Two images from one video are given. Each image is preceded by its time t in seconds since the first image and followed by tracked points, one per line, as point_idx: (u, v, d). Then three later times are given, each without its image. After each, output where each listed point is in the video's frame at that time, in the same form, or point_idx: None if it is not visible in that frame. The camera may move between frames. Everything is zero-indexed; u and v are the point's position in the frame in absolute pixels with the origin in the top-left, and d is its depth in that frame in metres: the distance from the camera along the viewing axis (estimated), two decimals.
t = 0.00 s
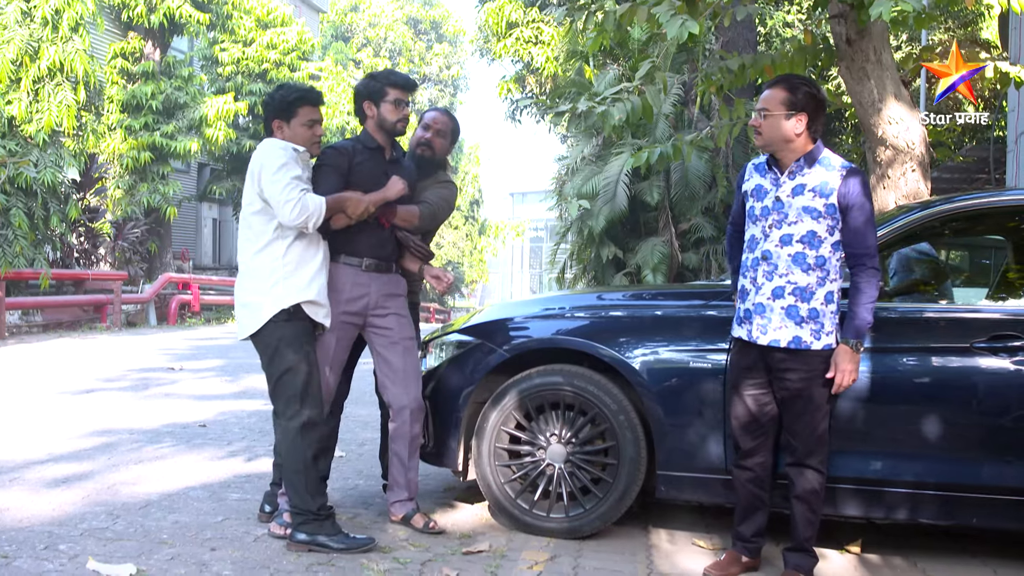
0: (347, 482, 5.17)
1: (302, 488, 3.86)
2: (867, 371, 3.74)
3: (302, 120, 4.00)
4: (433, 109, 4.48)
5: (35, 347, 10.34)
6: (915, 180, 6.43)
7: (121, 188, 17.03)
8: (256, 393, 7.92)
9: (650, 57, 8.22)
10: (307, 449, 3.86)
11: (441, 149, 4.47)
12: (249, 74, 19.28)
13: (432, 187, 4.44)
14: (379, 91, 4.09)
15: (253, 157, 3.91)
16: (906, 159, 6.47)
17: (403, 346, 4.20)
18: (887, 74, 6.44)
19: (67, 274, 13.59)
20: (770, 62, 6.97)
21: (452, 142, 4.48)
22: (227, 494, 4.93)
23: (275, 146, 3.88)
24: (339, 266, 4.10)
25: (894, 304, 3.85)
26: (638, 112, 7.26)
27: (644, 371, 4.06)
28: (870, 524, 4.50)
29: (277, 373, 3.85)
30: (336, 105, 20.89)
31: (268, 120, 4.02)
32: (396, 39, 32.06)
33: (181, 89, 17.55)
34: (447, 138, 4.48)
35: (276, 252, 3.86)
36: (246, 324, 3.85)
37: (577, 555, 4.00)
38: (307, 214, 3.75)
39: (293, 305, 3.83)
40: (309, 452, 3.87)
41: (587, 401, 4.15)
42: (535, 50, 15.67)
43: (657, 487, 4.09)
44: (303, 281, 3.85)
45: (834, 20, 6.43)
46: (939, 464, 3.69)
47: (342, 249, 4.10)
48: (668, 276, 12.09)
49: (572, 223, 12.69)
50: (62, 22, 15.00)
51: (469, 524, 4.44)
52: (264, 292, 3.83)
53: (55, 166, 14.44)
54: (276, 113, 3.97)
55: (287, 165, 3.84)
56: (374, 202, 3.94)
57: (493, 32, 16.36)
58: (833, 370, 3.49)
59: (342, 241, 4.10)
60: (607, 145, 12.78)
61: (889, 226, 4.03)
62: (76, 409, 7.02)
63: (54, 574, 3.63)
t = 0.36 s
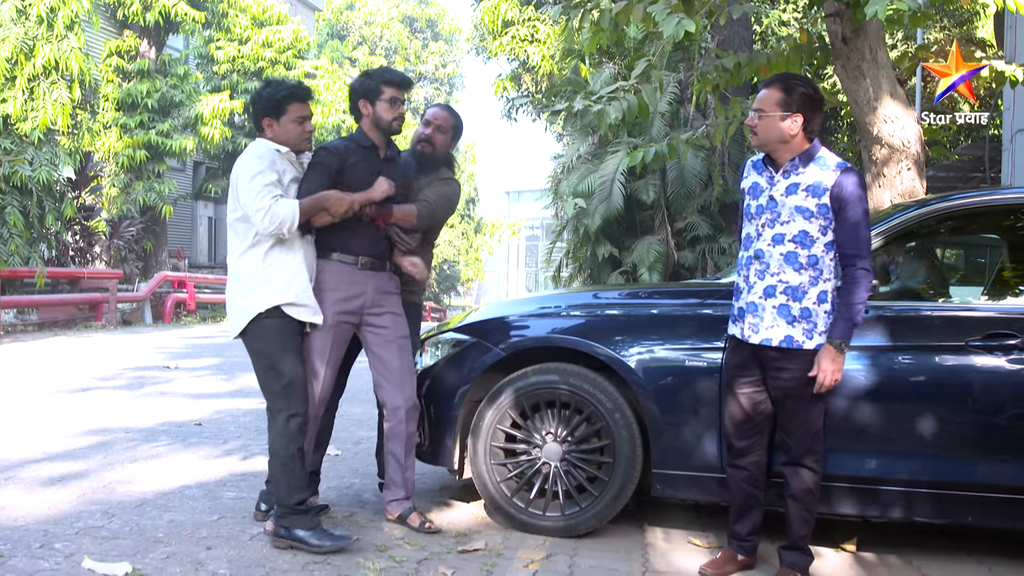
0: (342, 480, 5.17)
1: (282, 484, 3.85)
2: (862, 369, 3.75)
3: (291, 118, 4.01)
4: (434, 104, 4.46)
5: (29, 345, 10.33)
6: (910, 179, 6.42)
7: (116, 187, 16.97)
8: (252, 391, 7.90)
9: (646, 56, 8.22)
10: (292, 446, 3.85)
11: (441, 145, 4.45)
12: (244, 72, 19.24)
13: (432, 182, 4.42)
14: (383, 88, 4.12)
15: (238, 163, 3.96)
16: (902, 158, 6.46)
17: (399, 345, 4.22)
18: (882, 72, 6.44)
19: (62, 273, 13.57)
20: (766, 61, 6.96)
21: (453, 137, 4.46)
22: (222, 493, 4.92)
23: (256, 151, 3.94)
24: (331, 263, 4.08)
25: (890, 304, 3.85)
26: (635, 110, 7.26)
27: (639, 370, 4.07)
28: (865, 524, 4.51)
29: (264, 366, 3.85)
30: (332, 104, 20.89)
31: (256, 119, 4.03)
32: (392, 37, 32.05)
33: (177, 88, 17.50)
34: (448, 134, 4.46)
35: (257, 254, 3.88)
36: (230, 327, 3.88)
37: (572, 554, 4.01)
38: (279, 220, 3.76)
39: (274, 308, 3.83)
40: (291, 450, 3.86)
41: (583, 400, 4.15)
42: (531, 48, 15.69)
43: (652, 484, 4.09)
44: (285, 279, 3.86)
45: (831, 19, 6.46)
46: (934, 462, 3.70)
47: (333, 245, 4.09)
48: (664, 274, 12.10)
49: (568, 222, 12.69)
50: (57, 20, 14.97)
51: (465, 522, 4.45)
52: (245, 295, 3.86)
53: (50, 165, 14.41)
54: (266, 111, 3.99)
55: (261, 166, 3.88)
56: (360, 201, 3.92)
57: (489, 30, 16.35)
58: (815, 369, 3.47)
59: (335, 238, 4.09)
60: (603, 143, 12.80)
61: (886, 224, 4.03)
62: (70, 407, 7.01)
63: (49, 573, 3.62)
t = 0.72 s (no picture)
0: (340, 479, 5.17)
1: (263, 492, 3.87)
2: (858, 369, 3.75)
3: (274, 107, 4.00)
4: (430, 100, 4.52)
5: (27, 345, 10.32)
6: (907, 178, 6.43)
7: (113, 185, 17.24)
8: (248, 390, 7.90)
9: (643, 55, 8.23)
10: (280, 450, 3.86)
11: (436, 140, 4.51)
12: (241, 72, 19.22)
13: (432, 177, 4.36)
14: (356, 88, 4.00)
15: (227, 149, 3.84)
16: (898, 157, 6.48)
17: (393, 343, 4.21)
18: (878, 72, 6.45)
19: (58, 272, 13.57)
20: (763, 60, 6.94)
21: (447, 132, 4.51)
22: (219, 493, 4.92)
23: (244, 141, 3.85)
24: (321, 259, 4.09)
25: (887, 303, 3.85)
26: (631, 109, 7.26)
27: (636, 370, 4.07)
28: (862, 523, 4.52)
29: (255, 371, 3.84)
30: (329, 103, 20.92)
31: (238, 112, 3.97)
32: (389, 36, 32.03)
33: (174, 86, 17.46)
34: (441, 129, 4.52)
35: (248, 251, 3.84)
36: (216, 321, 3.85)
37: (569, 553, 4.01)
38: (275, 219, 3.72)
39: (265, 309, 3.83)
40: (280, 453, 3.87)
41: (579, 399, 4.16)
42: (528, 47, 15.70)
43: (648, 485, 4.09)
44: (278, 279, 3.86)
45: (827, 18, 6.47)
46: (931, 462, 3.71)
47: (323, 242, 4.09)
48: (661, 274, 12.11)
49: (565, 221, 12.70)
50: (54, 19, 14.95)
51: (463, 522, 4.45)
52: (233, 292, 3.82)
53: (46, 164, 14.43)
54: (247, 102, 3.94)
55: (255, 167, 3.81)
56: (327, 140, 3.88)
57: (486, 30, 16.42)
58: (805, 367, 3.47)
59: (323, 237, 4.09)
60: (600, 142, 12.82)
61: (881, 224, 4.05)
62: (67, 406, 7.01)
63: (46, 573, 3.62)
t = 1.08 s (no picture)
0: (337, 480, 5.17)
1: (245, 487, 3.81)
2: (855, 370, 3.76)
3: (245, 105, 3.84)
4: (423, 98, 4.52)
5: (24, 345, 10.32)
6: (903, 178, 6.42)
7: (109, 186, 17.34)
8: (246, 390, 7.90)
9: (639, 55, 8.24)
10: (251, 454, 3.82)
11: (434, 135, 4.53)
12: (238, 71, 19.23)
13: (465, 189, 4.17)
14: (387, 95, 3.82)
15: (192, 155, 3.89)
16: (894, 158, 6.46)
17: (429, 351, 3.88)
18: (875, 72, 6.45)
19: (55, 272, 13.56)
20: (759, 60, 6.95)
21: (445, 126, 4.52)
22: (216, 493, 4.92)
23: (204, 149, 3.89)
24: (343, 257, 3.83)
25: (884, 303, 3.86)
26: (627, 109, 7.27)
27: (632, 370, 4.07)
28: (859, 523, 4.52)
29: (216, 373, 3.81)
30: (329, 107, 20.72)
31: (211, 109, 3.88)
32: (386, 37, 32.04)
33: (170, 87, 17.52)
34: (438, 125, 4.54)
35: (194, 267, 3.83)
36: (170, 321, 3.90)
37: (566, 553, 4.02)
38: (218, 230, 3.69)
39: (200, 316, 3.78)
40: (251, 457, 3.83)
41: (577, 399, 4.16)
42: (525, 47, 15.73)
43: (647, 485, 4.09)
44: (218, 297, 3.79)
45: (824, 18, 6.48)
46: (929, 462, 3.71)
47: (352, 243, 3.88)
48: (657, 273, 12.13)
49: (562, 221, 12.71)
50: (51, 19, 14.96)
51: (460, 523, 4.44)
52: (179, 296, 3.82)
53: (43, 164, 14.40)
54: (220, 100, 3.84)
55: (171, 190, 3.78)
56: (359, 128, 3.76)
57: (482, 29, 16.45)
58: (805, 367, 3.47)
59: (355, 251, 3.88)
60: (597, 143, 12.84)
61: (879, 224, 4.05)
62: (65, 407, 7.00)
63: (42, 573, 3.62)
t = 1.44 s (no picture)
0: (337, 481, 5.16)
1: (218, 490, 3.81)
2: (855, 370, 3.76)
3: (247, 105, 3.86)
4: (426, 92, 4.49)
5: (23, 346, 10.32)
6: (903, 179, 6.41)
7: (109, 188, 17.26)
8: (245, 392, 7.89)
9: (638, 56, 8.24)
10: (215, 464, 3.78)
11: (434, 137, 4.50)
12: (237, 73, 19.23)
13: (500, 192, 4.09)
14: (440, 80, 3.83)
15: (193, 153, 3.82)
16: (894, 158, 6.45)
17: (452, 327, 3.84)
18: (874, 73, 6.46)
19: (54, 273, 13.54)
20: (759, 60, 6.93)
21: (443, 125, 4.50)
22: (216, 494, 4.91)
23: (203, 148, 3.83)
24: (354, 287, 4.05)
25: (883, 304, 3.86)
26: (627, 110, 7.24)
27: (632, 370, 4.07)
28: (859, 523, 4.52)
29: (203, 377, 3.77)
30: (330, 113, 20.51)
31: (211, 107, 3.86)
32: (385, 38, 32.02)
33: (170, 88, 17.56)
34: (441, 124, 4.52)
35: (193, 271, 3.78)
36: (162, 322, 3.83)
37: (565, 554, 4.02)
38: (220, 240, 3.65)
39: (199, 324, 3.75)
40: (217, 465, 3.78)
41: (577, 401, 4.16)
42: (524, 48, 15.74)
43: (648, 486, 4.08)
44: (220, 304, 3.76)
45: (824, 19, 6.49)
46: (929, 463, 3.71)
47: (393, 239, 3.96)
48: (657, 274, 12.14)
49: (561, 222, 12.71)
50: (50, 20, 14.97)
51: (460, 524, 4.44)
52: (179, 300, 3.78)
53: (42, 165, 14.39)
54: (221, 97, 3.83)
55: (178, 190, 3.69)
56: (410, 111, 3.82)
57: (482, 31, 16.46)
58: (806, 371, 3.47)
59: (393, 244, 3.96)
60: (596, 144, 12.84)
61: (879, 225, 4.05)
62: (64, 408, 7.00)
63: (42, 575, 3.61)
